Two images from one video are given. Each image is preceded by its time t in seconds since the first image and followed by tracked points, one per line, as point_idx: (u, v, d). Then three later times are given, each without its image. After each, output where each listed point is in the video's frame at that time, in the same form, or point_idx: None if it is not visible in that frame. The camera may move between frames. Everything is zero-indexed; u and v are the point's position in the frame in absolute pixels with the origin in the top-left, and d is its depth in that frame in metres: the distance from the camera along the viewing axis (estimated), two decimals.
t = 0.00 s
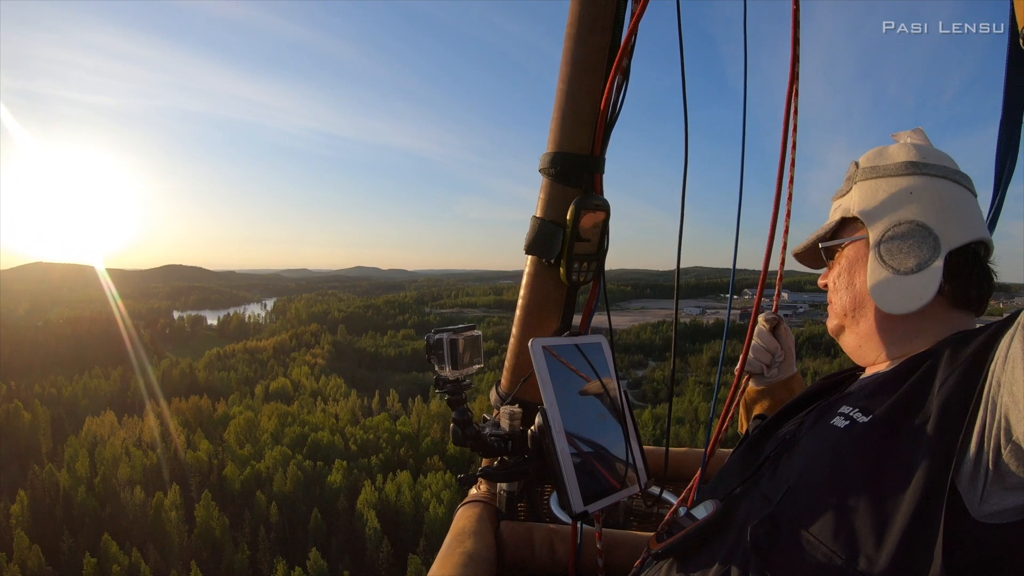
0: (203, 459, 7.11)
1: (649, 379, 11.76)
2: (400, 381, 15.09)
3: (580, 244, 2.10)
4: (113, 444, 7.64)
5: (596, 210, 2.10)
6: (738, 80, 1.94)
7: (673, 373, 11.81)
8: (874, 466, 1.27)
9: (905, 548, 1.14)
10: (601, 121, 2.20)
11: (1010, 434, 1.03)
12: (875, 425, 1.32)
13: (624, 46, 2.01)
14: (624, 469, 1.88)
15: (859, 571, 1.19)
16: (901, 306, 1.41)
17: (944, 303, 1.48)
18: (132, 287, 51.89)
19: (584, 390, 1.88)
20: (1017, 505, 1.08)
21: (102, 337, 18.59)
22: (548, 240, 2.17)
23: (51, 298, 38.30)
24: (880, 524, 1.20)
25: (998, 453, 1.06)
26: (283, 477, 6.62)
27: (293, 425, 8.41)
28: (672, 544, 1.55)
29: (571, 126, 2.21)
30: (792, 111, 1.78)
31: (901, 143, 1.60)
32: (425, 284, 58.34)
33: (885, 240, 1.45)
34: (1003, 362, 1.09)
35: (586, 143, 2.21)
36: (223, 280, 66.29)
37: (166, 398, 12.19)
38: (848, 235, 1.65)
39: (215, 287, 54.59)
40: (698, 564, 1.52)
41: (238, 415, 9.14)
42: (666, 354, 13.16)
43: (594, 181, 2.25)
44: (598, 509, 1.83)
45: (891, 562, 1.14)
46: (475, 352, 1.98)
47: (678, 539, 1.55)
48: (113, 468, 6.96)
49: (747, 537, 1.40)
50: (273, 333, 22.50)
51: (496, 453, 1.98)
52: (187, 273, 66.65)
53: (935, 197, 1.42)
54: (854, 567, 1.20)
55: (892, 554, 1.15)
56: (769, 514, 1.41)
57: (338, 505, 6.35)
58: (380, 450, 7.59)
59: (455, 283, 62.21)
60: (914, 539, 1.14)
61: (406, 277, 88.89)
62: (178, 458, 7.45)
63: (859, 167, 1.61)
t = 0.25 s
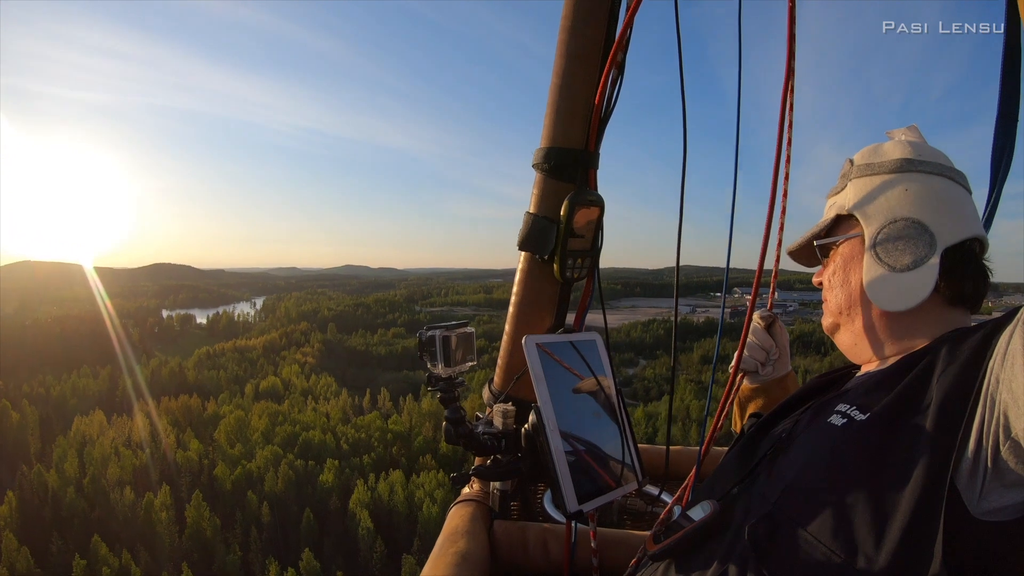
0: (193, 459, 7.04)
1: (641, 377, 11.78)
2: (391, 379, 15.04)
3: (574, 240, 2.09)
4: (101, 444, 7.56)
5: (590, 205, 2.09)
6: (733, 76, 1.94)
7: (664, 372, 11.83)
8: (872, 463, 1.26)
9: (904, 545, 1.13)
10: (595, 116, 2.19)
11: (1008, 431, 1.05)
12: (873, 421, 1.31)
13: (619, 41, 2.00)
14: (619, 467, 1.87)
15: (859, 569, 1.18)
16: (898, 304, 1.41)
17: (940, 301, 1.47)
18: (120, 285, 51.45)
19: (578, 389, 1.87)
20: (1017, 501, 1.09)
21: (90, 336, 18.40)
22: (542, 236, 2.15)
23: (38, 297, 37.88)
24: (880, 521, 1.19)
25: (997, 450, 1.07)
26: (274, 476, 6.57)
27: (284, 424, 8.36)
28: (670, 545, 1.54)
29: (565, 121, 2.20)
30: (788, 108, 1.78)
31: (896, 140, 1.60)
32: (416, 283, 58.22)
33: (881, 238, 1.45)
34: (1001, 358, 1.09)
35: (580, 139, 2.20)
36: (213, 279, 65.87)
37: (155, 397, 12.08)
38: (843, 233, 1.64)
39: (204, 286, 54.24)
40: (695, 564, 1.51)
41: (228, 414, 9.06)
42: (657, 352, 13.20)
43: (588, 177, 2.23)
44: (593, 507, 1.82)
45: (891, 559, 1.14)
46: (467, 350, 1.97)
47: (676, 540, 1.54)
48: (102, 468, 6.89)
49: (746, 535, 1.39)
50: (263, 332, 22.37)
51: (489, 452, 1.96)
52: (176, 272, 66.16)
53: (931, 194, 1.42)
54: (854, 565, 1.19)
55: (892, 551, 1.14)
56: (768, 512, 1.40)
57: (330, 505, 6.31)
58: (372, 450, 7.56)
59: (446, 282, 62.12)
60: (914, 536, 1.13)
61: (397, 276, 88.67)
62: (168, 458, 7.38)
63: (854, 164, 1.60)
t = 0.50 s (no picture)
0: (187, 459, 7.01)
1: (635, 374, 11.81)
2: (384, 377, 15.01)
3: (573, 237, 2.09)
4: (93, 444, 7.51)
5: (589, 202, 2.09)
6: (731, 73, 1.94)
7: (658, 369, 11.84)
8: (872, 461, 1.26)
9: (906, 541, 1.13)
10: (593, 113, 2.19)
11: (1008, 431, 1.05)
12: (873, 419, 1.32)
13: (617, 38, 2.00)
14: (617, 465, 1.87)
15: (859, 566, 1.18)
16: (898, 302, 1.42)
17: (939, 299, 1.48)
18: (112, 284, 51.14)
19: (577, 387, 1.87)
20: (1016, 499, 1.10)
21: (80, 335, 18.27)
22: (540, 233, 2.15)
23: (28, 296, 37.64)
24: (880, 518, 1.20)
25: (996, 449, 1.07)
26: (269, 476, 6.54)
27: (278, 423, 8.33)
28: (669, 544, 1.55)
29: (563, 118, 2.19)
30: (788, 105, 1.78)
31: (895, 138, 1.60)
32: (410, 281, 58.17)
33: (881, 236, 1.45)
34: (1000, 357, 1.10)
35: (578, 135, 2.20)
36: (206, 277, 65.59)
37: (147, 397, 12.01)
38: (843, 231, 1.65)
39: (197, 285, 53.99)
40: (695, 563, 1.51)
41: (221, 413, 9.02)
42: (650, 349, 13.24)
43: (585, 174, 2.23)
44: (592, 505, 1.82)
45: (892, 555, 1.14)
46: (466, 348, 1.96)
47: (676, 539, 1.55)
48: (94, 468, 6.85)
49: (746, 533, 1.39)
50: (255, 330, 22.30)
51: (488, 450, 1.96)
52: (169, 271, 65.84)
53: (930, 193, 1.42)
54: (855, 562, 1.19)
55: (893, 547, 1.14)
56: (768, 510, 1.40)
57: (326, 505, 6.30)
58: (367, 448, 7.56)
59: (440, 280, 62.06)
60: (915, 533, 1.13)
61: (391, 274, 88.56)
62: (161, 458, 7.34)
63: (853, 162, 1.61)
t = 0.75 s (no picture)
0: (183, 459, 6.98)
1: (632, 372, 11.83)
2: (381, 376, 15.00)
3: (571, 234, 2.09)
4: (89, 445, 7.48)
5: (586, 199, 2.09)
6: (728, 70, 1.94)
7: (655, 367, 11.86)
8: (872, 456, 1.27)
9: (906, 534, 1.14)
10: (590, 110, 2.19)
11: (1008, 427, 1.05)
12: (872, 414, 1.32)
13: (614, 34, 2.00)
14: (616, 463, 1.88)
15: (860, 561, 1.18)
16: (896, 298, 1.42)
17: (939, 296, 1.48)
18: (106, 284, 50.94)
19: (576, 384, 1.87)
20: (1015, 496, 1.09)
21: (75, 335, 18.19)
22: (537, 230, 2.15)
23: (22, 296, 37.46)
24: (881, 513, 1.20)
25: (996, 445, 1.07)
26: (266, 476, 6.52)
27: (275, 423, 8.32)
28: (669, 541, 1.55)
29: (560, 115, 2.19)
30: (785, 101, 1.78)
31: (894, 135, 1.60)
32: (405, 280, 58.12)
33: (881, 233, 1.45)
34: (999, 353, 1.10)
35: (575, 132, 2.20)
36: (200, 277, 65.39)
37: (142, 397, 11.97)
38: (841, 228, 1.65)
39: (192, 284, 53.82)
40: (695, 561, 1.52)
41: (218, 413, 9.00)
42: (647, 347, 13.26)
43: (582, 170, 2.23)
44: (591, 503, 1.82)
45: (893, 549, 1.14)
46: (464, 345, 1.96)
47: (676, 536, 1.55)
48: (90, 469, 6.82)
49: (746, 530, 1.39)
50: (251, 330, 22.25)
51: (487, 447, 1.96)
52: (163, 270, 65.62)
53: (930, 189, 1.42)
54: (855, 557, 1.20)
55: (893, 541, 1.14)
56: (768, 507, 1.40)
57: (324, 505, 6.28)
58: (365, 447, 7.55)
59: (436, 279, 62.02)
60: (914, 529, 1.14)
61: (386, 273, 88.47)
62: (158, 458, 7.32)
63: (852, 159, 1.61)
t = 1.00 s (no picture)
0: (185, 460, 6.99)
1: (633, 370, 11.84)
2: (382, 376, 15.02)
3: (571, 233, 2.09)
4: (90, 446, 7.49)
5: (587, 199, 2.10)
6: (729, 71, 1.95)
7: (657, 365, 11.87)
8: (870, 453, 1.28)
9: (903, 528, 1.14)
10: (590, 109, 2.19)
11: (1006, 424, 1.05)
12: (869, 411, 1.33)
13: (614, 34, 2.00)
14: (618, 461, 1.88)
15: (858, 555, 1.19)
16: (895, 297, 1.43)
17: (938, 293, 1.49)
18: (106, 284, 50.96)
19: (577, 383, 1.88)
20: (1013, 492, 1.10)
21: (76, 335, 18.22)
22: (539, 229, 2.15)
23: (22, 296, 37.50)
24: (878, 508, 1.21)
25: (994, 443, 1.08)
26: (269, 476, 6.53)
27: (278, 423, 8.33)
28: (668, 537, 1.55)
29: (560, 114, 2.20)
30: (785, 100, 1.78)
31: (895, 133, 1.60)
32: (405, 280, 58.13)
33: (879, 231, 1.46)
34: (997, 350, 1.10)
35: (576, 132, 2.20)
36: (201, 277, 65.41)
37: (143, 398, 11.98)
38: (841, 226, 1.65)
39: (192, 284, 53.82)
40: (693, 557, 1.52)
41: (219, 413, 9.01)
42: (648, 346, 13.29)
43: (583, 170, 2.23)
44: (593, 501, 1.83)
45: (890, 543, 1.15)
46: (466, 344, 1.96)
47: (674, 532, 1.55)
48: (91, 471, 6.83)
49: (744, 526, 1.40)
50: (251, 330, 22.27)
51: (489, 446, 1.96)
52: (163, 271, 65.65)
53: (930, 188, 1.43)
54: (852, 552, 1.20)
55: (891, 535, 1.15)
56: (765, 504, 1.41)
57: (328, 505, 6.29)
58: (367, 447, 7.56)
59: (436, 278, 62.03)
60: (911, 524, 1.14)
61: (387, 272, 88.50)
62: (160, 459, 7.33)
63: (853, 157, 1.61)
